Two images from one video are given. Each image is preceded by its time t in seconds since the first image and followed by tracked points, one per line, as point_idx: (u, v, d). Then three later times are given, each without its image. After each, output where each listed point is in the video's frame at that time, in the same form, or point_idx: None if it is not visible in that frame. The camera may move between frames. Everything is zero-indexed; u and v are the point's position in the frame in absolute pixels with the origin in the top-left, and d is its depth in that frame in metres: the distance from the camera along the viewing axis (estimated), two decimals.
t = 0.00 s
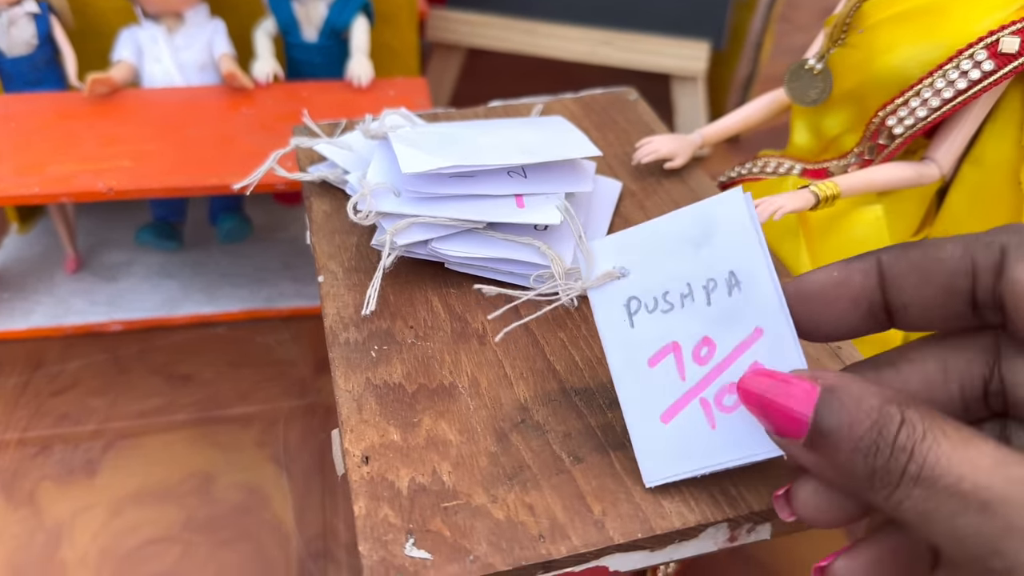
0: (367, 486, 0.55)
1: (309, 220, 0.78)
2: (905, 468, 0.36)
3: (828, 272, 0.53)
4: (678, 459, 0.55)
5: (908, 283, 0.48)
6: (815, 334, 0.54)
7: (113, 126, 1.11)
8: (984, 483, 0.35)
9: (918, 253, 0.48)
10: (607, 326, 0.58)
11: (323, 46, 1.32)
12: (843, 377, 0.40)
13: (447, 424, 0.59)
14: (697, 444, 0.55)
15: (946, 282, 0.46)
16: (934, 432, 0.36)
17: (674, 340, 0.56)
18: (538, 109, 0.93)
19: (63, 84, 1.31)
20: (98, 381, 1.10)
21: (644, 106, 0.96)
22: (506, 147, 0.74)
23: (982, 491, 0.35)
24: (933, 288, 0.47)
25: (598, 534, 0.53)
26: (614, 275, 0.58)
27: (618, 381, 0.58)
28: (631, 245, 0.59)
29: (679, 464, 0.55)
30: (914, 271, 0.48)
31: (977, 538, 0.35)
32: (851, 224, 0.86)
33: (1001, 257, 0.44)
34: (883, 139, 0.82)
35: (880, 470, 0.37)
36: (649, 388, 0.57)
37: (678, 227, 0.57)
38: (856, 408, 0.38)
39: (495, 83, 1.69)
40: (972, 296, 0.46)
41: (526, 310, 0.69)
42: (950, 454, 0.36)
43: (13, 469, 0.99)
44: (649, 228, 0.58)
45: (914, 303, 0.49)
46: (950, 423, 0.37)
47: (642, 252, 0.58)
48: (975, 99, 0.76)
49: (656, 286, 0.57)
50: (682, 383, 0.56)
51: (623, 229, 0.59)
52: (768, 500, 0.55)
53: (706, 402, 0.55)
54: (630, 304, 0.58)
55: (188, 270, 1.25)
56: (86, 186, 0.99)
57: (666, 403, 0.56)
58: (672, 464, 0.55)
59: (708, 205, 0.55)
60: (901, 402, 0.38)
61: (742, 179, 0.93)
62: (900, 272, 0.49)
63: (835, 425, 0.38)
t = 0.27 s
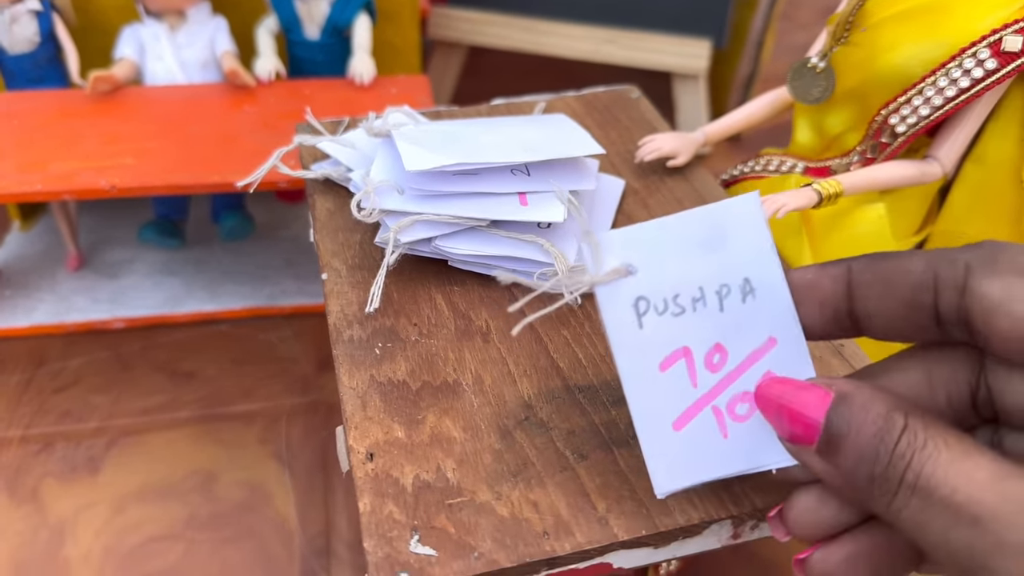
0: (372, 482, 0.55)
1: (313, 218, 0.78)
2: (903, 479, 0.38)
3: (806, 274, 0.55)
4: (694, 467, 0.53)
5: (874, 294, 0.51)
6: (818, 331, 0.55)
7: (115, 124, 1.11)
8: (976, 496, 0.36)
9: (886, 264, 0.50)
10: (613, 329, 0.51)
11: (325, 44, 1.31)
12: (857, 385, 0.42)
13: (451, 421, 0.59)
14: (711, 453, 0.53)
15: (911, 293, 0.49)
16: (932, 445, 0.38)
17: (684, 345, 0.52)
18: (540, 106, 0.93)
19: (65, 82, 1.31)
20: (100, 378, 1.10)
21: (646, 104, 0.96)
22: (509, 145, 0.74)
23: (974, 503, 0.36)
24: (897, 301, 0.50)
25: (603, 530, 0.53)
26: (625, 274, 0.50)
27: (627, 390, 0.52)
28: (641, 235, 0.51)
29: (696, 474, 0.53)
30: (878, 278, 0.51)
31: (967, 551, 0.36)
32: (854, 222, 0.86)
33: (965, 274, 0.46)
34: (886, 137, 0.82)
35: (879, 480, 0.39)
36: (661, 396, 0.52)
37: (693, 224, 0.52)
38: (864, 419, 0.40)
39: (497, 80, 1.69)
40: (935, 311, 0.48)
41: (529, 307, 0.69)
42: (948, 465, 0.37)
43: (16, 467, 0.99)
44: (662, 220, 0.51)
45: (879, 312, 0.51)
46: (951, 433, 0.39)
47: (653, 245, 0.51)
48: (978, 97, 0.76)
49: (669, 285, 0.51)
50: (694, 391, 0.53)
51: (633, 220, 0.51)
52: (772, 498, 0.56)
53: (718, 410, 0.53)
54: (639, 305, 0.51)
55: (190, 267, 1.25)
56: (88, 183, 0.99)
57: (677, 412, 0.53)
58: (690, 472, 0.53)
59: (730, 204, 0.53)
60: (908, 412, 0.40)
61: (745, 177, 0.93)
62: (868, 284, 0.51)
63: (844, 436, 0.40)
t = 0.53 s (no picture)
0: (376, 477, 0.55)
1: (315, 213, 0.78)
2: (878, 484, 0.37)
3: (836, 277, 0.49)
4: (689, 462, 0.55)
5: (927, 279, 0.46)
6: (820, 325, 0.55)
7: (117, 119, 1.11)
8: (963, 501, 0.34)
9: (927, 239, 0.46)
10: (614, 328, 0.54)
11: (327, 39, 1.31)
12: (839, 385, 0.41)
13: (454, 416, 0.59)
14: (707, 449, 0.55)
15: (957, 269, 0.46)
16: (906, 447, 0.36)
17: (685, 344, 0.54)
18: (543, 102, 0.93)
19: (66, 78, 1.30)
20: (102, 374, 1.10)
21: (648, 100, 0.96)
22: (512, 140, 0.74)
23: (962, 509, 0.34)
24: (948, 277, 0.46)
25: (606, 525, 0.53)
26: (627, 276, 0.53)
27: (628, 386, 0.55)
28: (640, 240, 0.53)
29: (691, 470, 0.55)
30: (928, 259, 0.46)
31: (956, 561, 0.34)
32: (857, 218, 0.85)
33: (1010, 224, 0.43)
34: (889, 133, 0.82)
35: (853, 485, 0.38)
36: (660, 392, 0.55)
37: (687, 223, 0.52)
38: (833, 421, 0.39)
39: (498, 77, 1.68)
40: (993, 275, 0.45)
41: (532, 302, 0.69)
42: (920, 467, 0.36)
43: (17, 462, 0.99)
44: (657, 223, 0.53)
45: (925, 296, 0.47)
46: (932, 434, 0.37)
47: (654, 248, 0.53)
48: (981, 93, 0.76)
49: (668, 287, 0.53)
50: (693, 388, 0.55)
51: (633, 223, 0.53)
52: (778, 493, 0.56)
53: (718, 407, 0.55)
54: (640, 304, 0.54)
55: (191, 263, 1.25)
56: (90, 179, 0.99)
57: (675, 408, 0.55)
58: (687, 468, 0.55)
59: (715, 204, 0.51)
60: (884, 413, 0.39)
61: (747, 174, 0.93)
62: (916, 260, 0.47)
63: (818, 440, 0.40)
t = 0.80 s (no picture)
0: (374, 473, 0.55)
1: (314, 208, 0.77)
2: (882, 465, 0.36)
3: (843, 294, 0.49)
4: (712, 463, 0.53)
5: (934, 289, 0.46)
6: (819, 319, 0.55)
7: (116, 114, 1.10)
8: (967, 484, 0.32)
9: (933, 251, 0.46)
10: (626, 338, 0.54)
11: (326, 34, 1.31)
12: (851, 368, 0.41)
13: (454, 412, 0.59)
14: (727, 450, 0.53)
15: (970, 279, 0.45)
16: (910, 427, 0.35)
17: (695, 347, 0.54)
18: (543, 97, 0.92)
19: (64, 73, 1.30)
20: (100, 370, 1.10)
21: (649, 95, 0.96)
22: (512, 134, 0.74)
23: (965, 494, 0.33)
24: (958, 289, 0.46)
25: (607, 522, 0.53)
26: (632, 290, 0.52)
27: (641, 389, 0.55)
28: (637, 250, 0.51)
29: (714, 471, 0.53)
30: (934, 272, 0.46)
31: (958, 546, 0.33)
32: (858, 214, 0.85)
33: None
34: (891, 128, 0.82)
35: (856, 465, 0.37)
36: (676, 396, 0.55)
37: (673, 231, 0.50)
38: (839, 401, 0.39)
39: (499, 72, 1.68)
40: (998, 285, 0.44)
41: (531, 297, 0.69)
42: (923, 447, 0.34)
43: (15, 458, 0.98)
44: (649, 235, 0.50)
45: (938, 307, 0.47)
46: (940, 416, 0.35)
47: (652, 260, 0.51)
48: (984, 88, 0.75)
49: (673, 296, 0.52)
50: (708, 390, 0.54)
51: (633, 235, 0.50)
52: (779, 490, 0.55)
53: (734, 405, 0.54)
54: (650, 315, 0.53)
55: (190, 259, 1.24)
56: (88, 173, 0.99)
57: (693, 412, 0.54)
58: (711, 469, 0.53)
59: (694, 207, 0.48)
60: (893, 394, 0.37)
61: (748, 169, 0.92)
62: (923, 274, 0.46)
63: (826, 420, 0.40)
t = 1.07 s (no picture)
0: (369, 471, 0.55)
1: (310, 205, 0.77)
2: (885, 450, 0.36)
3: (852, 288, 0.47)
4: (725, 463, 0.54)
5: (940, 286, 0.45)
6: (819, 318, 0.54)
7: (114, 110, 1.10)
8: (967, 474, 0.33)
9: (940, 248, 0.45)
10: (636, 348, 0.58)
11: (324, 31, 1.31)
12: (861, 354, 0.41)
13: (449, 410, 0.59)
14: (740, 452, 0.54)
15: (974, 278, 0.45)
16: (915, 414, 0.36)
17: (703, 351, 0.56)
18: (540, 94, 0.92)
19: (62, 69, 1.30)
20: (98, 367, 1.10)
21: (647, 92, 0.95)
22: (509, 132, 0.74)
23: (965, 482, 0.33)
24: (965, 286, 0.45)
25: (601, 520, 0.53)
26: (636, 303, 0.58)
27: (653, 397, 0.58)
28: (638, 266, 0.58)
29: (727, 468, 0.54)
30: (939, 270, 0.45)
31: (958, 536, 0.33)
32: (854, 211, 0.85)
33: None
34: (889, 125, 0.82)
35: (858, 449, 0.38)
36: (690, 401, 0.56)
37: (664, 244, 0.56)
38: (847, 386, 0.39)
39: (497, 68, 1.67)
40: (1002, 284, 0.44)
41: (527, 294, 0.69)
42: (928, 435, 0.35)
43: (12, 455, 0.99)
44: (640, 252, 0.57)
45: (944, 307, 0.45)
46: (944, 405, 0.36)
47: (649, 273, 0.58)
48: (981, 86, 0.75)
49: (674, 304, 0.57)
50: (720, 393, 0.55)
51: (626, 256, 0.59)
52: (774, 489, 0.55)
53: (747, 406, 0.54)
54: (656, 324, 0.58)
55: (188, 255, 1.24)
56: (85, 170, 0.98)
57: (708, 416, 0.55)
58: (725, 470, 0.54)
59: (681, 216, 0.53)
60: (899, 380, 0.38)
61: (745, 166, 0.92)
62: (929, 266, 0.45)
63: (831, 404, 0.40)
